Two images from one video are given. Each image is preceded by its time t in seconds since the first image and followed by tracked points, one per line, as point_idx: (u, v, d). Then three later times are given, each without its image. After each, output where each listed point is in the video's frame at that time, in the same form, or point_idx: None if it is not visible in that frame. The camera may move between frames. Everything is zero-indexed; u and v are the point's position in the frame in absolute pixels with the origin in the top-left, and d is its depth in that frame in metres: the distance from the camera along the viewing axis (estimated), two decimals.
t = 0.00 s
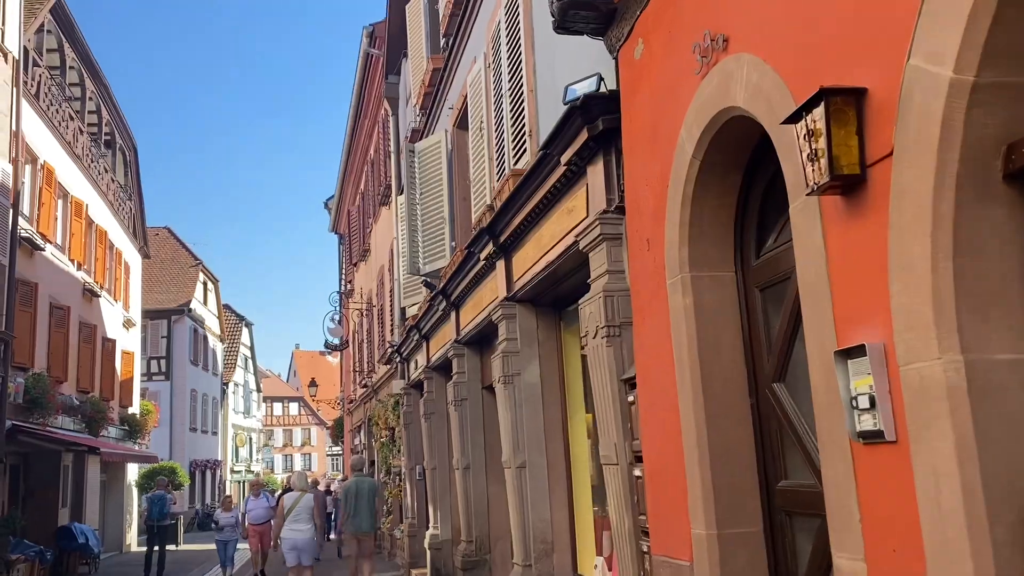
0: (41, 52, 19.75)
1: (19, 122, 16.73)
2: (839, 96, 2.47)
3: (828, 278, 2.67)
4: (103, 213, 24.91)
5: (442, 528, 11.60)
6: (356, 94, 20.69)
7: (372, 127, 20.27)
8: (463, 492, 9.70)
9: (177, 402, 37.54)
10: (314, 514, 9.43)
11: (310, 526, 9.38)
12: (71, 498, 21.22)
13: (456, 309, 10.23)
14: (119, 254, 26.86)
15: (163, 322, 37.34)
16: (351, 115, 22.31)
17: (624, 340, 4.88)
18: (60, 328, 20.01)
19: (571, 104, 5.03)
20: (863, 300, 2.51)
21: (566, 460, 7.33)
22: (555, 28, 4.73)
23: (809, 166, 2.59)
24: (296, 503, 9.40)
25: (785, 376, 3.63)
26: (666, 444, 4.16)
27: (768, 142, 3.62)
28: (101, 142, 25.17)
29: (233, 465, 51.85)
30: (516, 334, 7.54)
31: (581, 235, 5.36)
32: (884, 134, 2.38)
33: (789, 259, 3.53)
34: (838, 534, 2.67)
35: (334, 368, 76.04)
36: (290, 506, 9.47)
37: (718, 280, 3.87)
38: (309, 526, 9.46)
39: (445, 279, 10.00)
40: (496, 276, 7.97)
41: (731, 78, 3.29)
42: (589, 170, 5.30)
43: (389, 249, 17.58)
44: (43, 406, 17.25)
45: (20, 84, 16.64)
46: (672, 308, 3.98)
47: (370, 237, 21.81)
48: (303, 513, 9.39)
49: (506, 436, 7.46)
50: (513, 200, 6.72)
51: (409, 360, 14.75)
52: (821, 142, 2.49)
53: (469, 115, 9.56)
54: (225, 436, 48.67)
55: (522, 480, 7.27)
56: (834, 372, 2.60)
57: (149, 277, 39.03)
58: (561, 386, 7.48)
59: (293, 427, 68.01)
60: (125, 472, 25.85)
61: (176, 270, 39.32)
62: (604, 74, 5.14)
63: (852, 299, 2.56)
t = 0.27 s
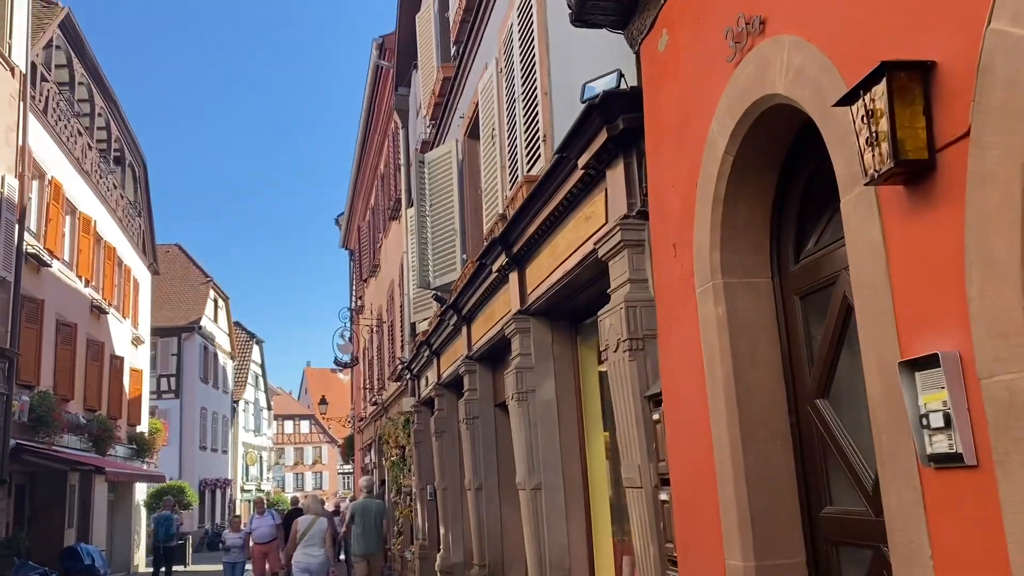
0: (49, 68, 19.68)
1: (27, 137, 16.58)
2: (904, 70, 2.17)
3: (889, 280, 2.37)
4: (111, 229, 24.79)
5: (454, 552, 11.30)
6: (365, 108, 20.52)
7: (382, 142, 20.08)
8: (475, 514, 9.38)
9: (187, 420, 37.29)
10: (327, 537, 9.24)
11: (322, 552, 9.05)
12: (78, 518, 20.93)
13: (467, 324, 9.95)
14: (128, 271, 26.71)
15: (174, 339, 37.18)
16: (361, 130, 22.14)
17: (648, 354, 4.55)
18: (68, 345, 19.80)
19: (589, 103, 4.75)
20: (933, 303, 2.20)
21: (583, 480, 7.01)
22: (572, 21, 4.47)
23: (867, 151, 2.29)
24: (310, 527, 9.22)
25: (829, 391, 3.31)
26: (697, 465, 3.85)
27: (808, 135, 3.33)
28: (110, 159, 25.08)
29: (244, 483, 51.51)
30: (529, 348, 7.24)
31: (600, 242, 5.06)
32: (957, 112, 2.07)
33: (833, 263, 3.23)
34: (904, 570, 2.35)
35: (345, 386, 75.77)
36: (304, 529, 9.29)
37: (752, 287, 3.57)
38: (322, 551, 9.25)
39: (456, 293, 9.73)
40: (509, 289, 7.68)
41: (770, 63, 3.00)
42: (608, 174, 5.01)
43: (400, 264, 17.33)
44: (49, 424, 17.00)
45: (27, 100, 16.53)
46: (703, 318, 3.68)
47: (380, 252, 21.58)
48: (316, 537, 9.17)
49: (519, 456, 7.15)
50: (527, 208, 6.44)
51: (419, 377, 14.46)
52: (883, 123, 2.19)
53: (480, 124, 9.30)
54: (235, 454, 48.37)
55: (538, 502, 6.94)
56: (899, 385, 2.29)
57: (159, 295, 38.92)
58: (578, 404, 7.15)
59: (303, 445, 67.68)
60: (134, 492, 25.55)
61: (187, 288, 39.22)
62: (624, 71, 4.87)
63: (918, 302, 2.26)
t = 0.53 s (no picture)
0: (63, 76, 19.64)
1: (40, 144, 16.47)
2: (986, 12, 1.92)
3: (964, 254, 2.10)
4: (125, 239, 24.73)
5: (469, 564, 11.02)
6: (379, 115, 20.37)
7: (396, 149, 19.88)
8: (490, 524, 9.10)
9: (201, 431, 37.16)
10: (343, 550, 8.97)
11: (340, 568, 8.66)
12: (90, 529, 20.74)
13: (482, 329, 9.69)
14: (142, 281, 26.62)
15: (188, 350, 37.08)
16: (375, 137, 21.96)
17: (675, 353, 4.27)
18: (80, 355, 19.67)
19: (612, 88, 4.50)
20: (1018, 278, 1.93)
21: (604, 489, 6.73)
22: None
23: (941, 107, 2.03)
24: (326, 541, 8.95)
25: (880, 389, 3.03)
26: (732, 471, 3.57)
27: (854, 108, 3.06)
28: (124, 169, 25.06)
29: (258, 495, 51.33)
30: (547, 352, 6.96)
31: (622, 236, 4.79)
32: None
33: (883, 248, 2.95)
34: None
35: (359, 397, 75.60)
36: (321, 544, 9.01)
37: (793, 277, 3.30)
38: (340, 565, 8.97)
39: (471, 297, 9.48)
40: (526, 291, 7.42)
41: (816, 26, 2.74)
42: (631, 164, 4.75)
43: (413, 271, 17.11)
44: (60, 434, 16.80)
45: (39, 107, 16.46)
46: (739, 310, 3.41)
47: (393, 260, 21.38)
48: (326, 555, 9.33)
49: (537, 464, 6.87)
50: (544, 204, 6.18)
51: (433, 385, 14.21)
52: (963, 72, 1.94)
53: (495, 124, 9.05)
54: (249, 466, 48.21)
55: (556, 512, 6.66)
56: (978, 374, 2.01)
57: (174, 305, 38.88)
58: (598, 409, 6.88)
59: (318, 457, 67.50)
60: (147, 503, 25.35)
61: (201, 298, 39.17)
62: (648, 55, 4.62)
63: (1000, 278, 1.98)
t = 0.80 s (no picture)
0: (75, 84, 19.54)
1: (51, 151, 16.31)
2: None
3: None
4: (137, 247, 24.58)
5: None
6: (392, 121, 20.17)
7: (408, 155, 19.66)
8: (507, 538, 8.80)
9: (214, 441, 36.97)
10: None
11: None
12: (101, 541, 20.50)
13: (498, 336, 9.41)
14: (154, 290, 26.49)
15: (201, 360, 36.96)
16: (388, 144, 21.75)
17: (711, 359, 3.96)
18: (91, 363, 19.49)
19: (639, 76, 4.22)
20: None
21: (628, 502, 6.42)
22: None
23: None
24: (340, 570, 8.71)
25: (949, 399, 2.71)
26: (778, 488, 3.26)
27: (916, 89, 2.77)
28: (136, 177, 24.94)
29: (271, 505, 51.10)
30: (567, 359, 6.67)
31: (651, 235, 4.50)
32: None
33: (951, 242, 2.64)
34: None
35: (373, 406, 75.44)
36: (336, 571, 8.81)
37: (846, 275, 2.99)
38: None
39: (487, 303, 9.20)
40: (545, 295, 7.13)
41: None
42: (660, 158, 4.46)
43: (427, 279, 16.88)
44: (71, 444, 16.60)
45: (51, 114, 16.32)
46: (785, 311, 3.11)
47: (407, 268, 21.15)
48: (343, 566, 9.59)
49: (557, 477, 6.56)
50: (565, 203, 5.89)
51: (447, 394, 13.93)
52: None
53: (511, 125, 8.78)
54: (263, 476, 48.03)
55: (578, 527, 6.34)
56: None
57: (187, 315, 38.78)
58: (621, 419, 6.57)
59: (331, 466, 67.25)
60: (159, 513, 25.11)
61: (215, 308, 39.11)
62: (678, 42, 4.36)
63: None
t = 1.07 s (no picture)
0: (87, 84, 19.43)
1: (62, 150, 16.17)
2: None
3: None
4: (150, 248, 24.47)
5: None
6: (405, 119, 19.96)
7: (422, 154, 19.44)
8: (523, 541, 8.55)
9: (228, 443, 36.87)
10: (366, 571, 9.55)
11: None
12: (113, 543, 20.35)
13: (513, 334, 9.15)
14: (167, 291, 26.39)
15: (215, 362, 36.87)
16: (401, 143, 21.55)
17: (745, 351, 3.69)
18: (103, 364, 19.35)
19: (666, 49, 3.97)
20: None
21: (650, 505, 6.16)
22: None
23: None
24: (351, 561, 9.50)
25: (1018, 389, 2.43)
26: (824, 488, 2.98)
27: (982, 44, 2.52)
28: (149, 178, 24.84)
29: (285, 508, 51.00)
30: (587, 356, 6.39)
31: (678, 221, 4.23)
32: None
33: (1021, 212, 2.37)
34: None
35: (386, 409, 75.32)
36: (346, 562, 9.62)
37: (902, 253, 2.72)
38: None
39: (501, 300, 8.95)
40: (563, 290, 6.87)
41: None
42: (688, 139, 4.19)
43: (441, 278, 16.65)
44: (82, 445, 16.46)
45: (62, 114, 16.20)
46: (833, 294, 2.84)
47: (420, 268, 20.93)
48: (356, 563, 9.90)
49: (576, 479, 6.29)
50: (585, 190, 5.63)
51: (461, 395, 13.69)
52: None
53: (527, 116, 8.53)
54: (276, 478, 47.94)
55: (598, 531, 6.07)
56: None
57: (201, 317, 38.72)
58: (643, 417, 6.30)
59: (345, 469, 67.14)
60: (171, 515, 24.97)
61: (229, 310, 39.04)
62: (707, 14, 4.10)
63: None
